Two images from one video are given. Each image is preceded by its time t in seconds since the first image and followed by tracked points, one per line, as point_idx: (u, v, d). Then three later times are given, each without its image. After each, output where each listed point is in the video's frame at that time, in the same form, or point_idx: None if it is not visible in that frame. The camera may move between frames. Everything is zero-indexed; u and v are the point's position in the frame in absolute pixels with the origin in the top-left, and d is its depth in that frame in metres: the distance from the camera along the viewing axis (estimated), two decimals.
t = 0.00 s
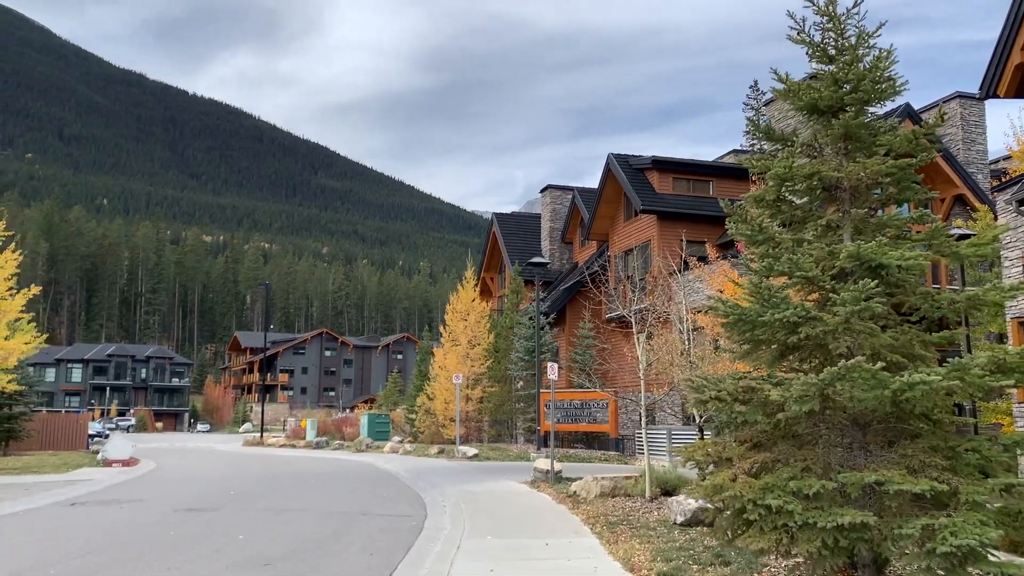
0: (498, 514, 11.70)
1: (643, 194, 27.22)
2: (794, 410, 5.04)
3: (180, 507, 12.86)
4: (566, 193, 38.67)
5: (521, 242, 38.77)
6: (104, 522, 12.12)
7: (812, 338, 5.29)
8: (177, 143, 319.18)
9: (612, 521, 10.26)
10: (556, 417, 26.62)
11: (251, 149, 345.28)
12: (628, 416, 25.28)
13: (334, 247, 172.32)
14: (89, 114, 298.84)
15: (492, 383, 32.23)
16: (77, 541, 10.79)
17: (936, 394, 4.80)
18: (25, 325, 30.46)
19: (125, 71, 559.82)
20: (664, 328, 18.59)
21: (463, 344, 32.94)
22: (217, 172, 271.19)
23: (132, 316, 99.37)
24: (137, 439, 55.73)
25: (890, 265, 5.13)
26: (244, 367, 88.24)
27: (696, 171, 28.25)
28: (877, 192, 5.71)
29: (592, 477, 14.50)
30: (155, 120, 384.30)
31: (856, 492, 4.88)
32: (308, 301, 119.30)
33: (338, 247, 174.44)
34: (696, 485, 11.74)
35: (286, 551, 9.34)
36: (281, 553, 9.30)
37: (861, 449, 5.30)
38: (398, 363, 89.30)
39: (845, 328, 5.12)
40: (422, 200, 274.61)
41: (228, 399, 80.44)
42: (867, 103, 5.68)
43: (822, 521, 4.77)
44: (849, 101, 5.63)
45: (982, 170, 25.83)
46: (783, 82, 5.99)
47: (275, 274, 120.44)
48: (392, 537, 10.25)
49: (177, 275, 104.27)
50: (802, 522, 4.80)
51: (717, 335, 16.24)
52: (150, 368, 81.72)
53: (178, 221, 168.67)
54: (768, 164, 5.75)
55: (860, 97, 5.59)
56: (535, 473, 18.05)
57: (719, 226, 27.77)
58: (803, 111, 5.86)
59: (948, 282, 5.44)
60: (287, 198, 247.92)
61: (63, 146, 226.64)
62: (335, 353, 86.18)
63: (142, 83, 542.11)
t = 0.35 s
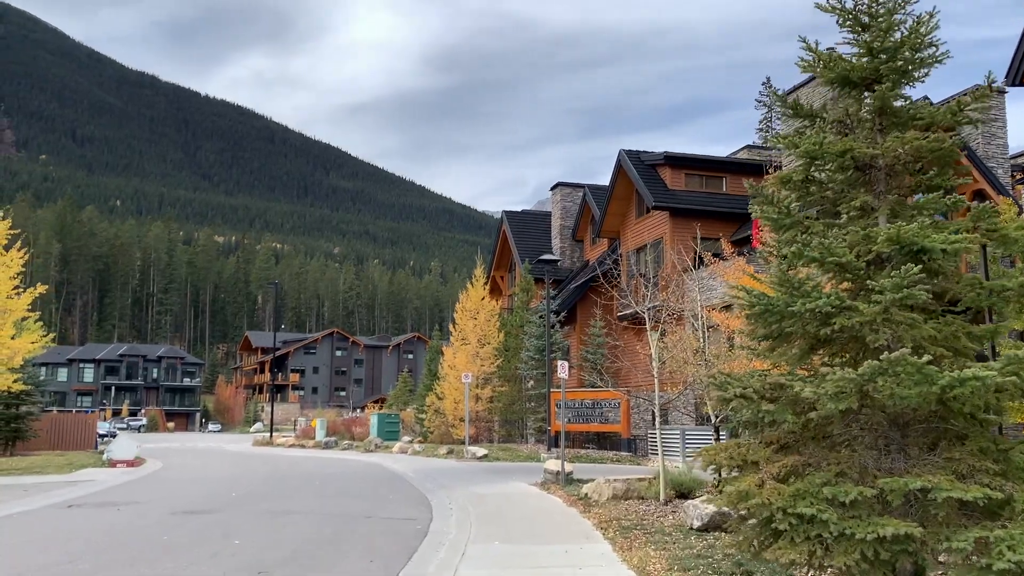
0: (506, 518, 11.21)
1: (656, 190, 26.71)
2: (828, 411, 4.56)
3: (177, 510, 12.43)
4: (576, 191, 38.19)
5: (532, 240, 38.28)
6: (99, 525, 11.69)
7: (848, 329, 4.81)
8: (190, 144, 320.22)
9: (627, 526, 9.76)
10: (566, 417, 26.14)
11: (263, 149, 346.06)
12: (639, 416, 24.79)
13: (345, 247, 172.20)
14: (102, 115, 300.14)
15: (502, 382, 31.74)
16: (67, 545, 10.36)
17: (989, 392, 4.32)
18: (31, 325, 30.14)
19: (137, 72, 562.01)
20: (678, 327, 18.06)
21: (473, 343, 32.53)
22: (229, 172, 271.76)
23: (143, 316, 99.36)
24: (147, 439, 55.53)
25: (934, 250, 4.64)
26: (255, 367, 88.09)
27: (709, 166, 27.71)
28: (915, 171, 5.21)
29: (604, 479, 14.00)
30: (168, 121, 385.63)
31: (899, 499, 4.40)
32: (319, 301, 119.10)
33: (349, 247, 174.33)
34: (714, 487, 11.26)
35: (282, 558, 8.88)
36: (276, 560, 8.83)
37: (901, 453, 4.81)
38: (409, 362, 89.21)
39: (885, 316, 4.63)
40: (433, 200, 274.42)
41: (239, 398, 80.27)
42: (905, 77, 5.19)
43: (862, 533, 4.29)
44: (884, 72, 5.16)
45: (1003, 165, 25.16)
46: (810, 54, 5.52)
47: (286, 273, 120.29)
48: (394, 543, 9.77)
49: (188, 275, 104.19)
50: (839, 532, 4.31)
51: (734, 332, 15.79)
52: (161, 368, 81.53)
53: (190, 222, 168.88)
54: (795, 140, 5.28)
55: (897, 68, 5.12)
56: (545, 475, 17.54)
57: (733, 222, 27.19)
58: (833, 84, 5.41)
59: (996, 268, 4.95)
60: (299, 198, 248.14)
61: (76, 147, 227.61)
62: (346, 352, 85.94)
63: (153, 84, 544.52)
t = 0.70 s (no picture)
0: (518, 522, 10.76)
1: (671, 186, 26.17)
2: (874, 414, 4.07)
3: (179, 514, 12.03)
4: (591, 187, 37.73)
5: (545, 237, 37.83)
6: (97, 528, 11.29)
7: (895, 320, 4.31)
8: (206, 146, 321.59)
9: (647, 533, 9.24)
10: (580, 418, 25.68)
11: (278, 150, 346.93)
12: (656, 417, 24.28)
13: (360, 247, 172.16)
14: (119, 118, 301.76)
15: (515, 382, 31.24)
16: (62, 549, 9.95)
17: None
18: (42, 325, 29.93)
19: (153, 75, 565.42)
20: (697, 324, 17.48)
21: (486, 343, 32.09)
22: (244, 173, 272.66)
23: (159, 317, 99.42)
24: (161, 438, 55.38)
25: (991, 233, 4.14)
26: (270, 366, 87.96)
27: (726, 162, 27.14)
28: (966, 144, 4.71)
29: (621, 481, 13.52)
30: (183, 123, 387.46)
31: (955, 511, 3.90)
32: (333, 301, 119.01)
33: (364, 247, 174.28)
34: (736, 492, 10.78)
35: (281, 566, 8.43)
36: (276, 567, 8.41)
37: (955, 460, 4.35)
38: (423, 362, 88.76)
39: (936, 304, 4.14)
40: (447, 200, 274.27)
41: (254, 398, 80.19)
42: (954, 40, 4.69)
43: (916, 553, 3.80)
44: (932, 34, 4.65)
45: None
46: (847, 19, 5.00)
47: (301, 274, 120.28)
48: (402, 549, 9.31)
49: (203, 275, 104.31)
50: (888, 549, 3.83)
51: (754, 331, 15.33)
52: (176, 368, 81.45)
53: (206, 223, 169.33)
54: (832, 112, 4.78)
55: (946, 31, 4.62)
56: (559, 477, 17.03)
57: (751, 219, 26.50)
58: (874, 50, 4.90)
59: None
60: (314, 199, 248.49)
61: (93, 149, 228.72)
62: (360, 352, 85.74)
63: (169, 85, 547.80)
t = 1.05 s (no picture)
0: (527, 526, 10.31)
1: (686, 181, 25.64)
2: (923, 411, 3.59)
3: (176, 517, 11.64)
4: (604, 184, 37.22)
5: (557, 235, 37.35)
6: (91, 532, 10.91)
7: (945, 307, 3.84)
8: (221, 147, 322.85)
9: (663, 539, 8.76)
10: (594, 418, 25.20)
11: (292, 151, 347.87)
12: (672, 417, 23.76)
13: (374, 248, 172.11)
14: (135, 120, 303.25)
15: (527, 381, 30.76)
16: (53, 553, 9.57)
17: None
18: (51, 325, 29.72)
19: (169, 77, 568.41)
20: (713, 320, 16.95)
21: (498, 342, 31.64)
22: (259, 174, 273.45)
23: (174, 318, 99.43)
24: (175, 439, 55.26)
25: None
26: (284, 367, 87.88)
27: (742, 156, 26.58)
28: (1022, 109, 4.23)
29: (635, 484, 13.03)
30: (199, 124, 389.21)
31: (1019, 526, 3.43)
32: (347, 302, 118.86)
33: (378, 248, 174.28)
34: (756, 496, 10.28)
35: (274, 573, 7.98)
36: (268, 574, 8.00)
37: (1013, 465, 3.88)
38: (436, 362, 88.40)
39: (992, 288, 3.67)
40: (461, 200, 274.10)
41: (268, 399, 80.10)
42: None
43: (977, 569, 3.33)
44: None
45: None
46: None
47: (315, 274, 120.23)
48: (404, 556, 8.86)
49: (217, 276, 104.36)
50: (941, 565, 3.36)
51: (771, 328, 14.84)
52: (191, 368, 81.41)
53: (222, 224, 169.78)
54: (868, 75, 4.32)
55: None
56: (572, 478, 16.54)
57: (768, 215, 25.90)
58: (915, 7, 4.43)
59: None
60: (328, 199, 248.81)
61: (109, 151, 230.05)
62: (373, 352, 85.52)
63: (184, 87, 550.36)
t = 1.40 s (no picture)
0: (533, 530, 9.89)
1: (697, 176, 25.17)
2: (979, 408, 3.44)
3: (169, 520, 11.25)
4: (614, 181, 36.74)
5: (567, 233, 36.88)
6: (81, 535, 10.54)
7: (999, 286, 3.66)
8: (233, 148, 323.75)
9: (675, 544, 8.33)
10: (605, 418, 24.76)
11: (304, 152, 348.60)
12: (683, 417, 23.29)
13: (385, 248, 171.92)
14: (147, 121, 304.32)
15: (536, 381, 30.30)
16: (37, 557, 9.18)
17: None
18: (56, 323, 29.44)
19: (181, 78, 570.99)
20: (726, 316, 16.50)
21: (507, 341, 31.24)
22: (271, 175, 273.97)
23: (185, 318, 99.37)
24: (185, 439, 55.02)
25: None
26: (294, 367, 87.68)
27: (755, 152, 26.06)
28: None
29: (647, 485, 12.59)
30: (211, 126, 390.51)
31: None
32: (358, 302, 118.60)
33: (389, 248, 174.11)
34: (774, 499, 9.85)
35: None
36: None
37: None
38: (446, 361, 87.98)
39: None
40: (472, 200, 273.81)
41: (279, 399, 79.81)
42: None
43: None
44: None
45: None
46: None
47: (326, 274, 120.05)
48: (402, 561, 8.44)
49: (228, 275, 104.32)
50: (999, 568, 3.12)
51: (787, 323, 14.42)
52: (202, 368, 81.31)
53: (233, 224, 169.98)
54: (908, 38, 4.14)
55: None
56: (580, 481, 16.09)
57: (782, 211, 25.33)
58: None
59: None
60: (339, 200, 249.01)
61: (123, 153, 231.19)
62: (384, 352, 85.20)
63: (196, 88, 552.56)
